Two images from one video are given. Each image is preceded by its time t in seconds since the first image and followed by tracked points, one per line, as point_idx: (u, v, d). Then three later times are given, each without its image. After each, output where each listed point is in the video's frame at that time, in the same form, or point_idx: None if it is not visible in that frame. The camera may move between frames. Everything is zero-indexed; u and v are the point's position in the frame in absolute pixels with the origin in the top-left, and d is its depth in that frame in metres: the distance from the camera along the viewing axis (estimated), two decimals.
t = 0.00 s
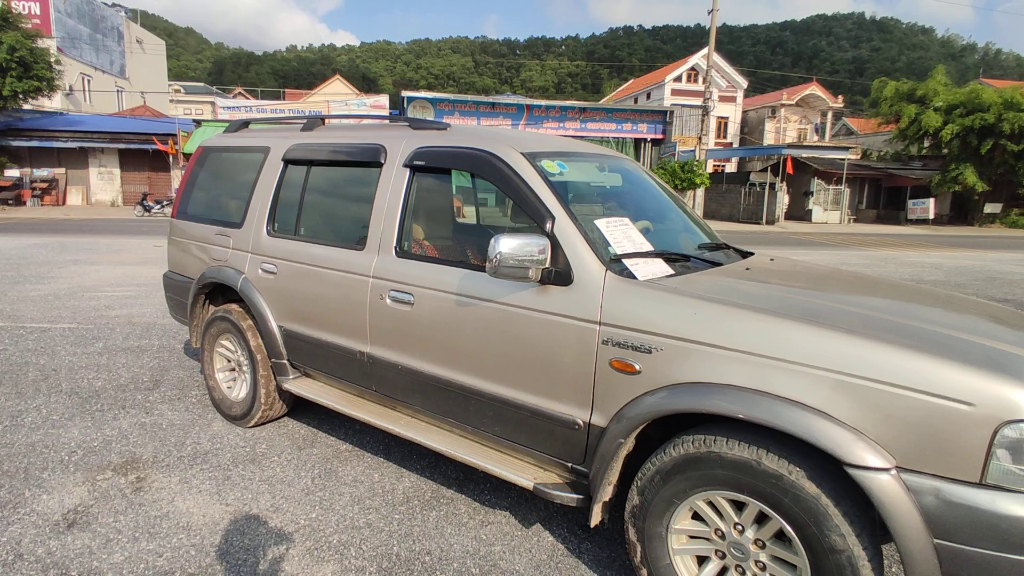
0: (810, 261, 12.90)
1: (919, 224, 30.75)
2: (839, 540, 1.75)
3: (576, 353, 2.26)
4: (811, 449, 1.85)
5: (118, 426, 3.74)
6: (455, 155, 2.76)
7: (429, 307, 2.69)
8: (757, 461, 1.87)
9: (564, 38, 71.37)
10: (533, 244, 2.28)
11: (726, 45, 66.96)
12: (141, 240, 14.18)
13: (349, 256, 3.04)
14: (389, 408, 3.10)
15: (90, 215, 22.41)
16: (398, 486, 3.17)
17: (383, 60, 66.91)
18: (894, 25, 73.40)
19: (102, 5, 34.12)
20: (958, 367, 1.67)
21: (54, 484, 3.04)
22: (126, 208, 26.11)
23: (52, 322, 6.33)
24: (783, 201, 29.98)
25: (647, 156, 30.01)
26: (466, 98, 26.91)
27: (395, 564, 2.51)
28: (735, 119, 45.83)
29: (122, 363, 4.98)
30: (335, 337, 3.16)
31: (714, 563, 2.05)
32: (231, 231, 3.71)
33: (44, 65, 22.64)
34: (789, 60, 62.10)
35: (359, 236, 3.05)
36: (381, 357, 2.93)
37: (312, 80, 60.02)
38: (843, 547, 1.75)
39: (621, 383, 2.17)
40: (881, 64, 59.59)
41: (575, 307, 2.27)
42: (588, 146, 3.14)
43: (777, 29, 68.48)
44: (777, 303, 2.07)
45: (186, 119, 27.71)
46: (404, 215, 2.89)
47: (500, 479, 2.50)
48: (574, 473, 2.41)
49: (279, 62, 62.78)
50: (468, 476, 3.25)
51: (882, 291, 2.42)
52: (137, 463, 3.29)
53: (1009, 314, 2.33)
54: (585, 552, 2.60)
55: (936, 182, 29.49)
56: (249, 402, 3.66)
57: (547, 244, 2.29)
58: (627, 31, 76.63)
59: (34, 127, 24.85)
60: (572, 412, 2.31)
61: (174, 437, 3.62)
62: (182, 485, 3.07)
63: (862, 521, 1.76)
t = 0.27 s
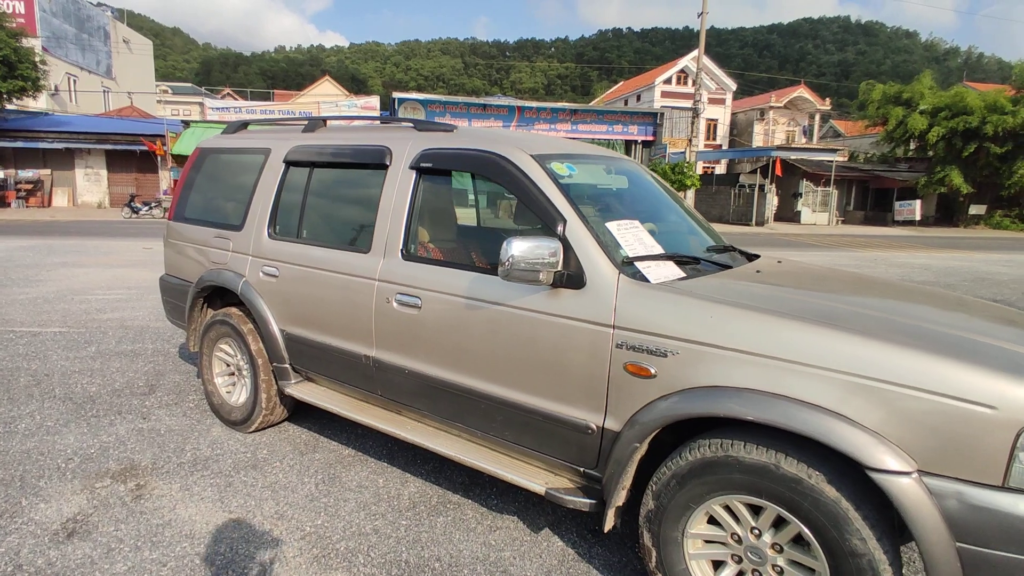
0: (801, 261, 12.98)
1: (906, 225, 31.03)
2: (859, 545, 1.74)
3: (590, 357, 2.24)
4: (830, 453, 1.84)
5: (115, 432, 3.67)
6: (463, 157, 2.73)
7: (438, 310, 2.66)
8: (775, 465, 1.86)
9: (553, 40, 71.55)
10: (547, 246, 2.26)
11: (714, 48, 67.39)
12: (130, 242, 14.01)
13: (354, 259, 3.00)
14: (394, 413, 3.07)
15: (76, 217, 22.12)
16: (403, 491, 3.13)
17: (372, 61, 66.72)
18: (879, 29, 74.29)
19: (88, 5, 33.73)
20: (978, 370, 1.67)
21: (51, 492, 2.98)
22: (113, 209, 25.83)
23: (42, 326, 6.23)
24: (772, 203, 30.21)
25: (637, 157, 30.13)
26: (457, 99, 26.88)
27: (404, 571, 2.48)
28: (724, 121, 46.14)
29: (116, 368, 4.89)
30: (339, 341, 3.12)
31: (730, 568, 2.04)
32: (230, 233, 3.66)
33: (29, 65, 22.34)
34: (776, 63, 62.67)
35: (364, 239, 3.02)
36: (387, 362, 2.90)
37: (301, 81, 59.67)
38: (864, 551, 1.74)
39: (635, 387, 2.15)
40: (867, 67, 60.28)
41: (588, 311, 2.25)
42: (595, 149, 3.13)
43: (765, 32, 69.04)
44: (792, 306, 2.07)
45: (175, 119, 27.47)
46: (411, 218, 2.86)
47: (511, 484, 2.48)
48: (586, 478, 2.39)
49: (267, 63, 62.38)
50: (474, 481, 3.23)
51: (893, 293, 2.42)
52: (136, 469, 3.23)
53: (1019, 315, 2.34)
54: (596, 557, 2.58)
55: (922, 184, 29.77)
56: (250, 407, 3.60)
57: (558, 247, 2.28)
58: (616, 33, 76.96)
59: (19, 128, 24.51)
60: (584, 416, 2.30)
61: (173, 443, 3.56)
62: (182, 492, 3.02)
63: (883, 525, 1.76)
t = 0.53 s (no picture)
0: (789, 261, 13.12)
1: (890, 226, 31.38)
2: (875, 539, 1.76)
3: (602, 356, 2.25)
4: (846, 448, 1.87)
5: (114, 435, 3.62)
6: (471, 157, 2.74)
7: (447, 310, 2.65)
8: (791, 461, 1.88)
9: (541, 41, 71.69)
10: (561, 247, 2.27)
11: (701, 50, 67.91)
12: (116, 244, 13.81)
13: (360, 260, 2.98)
14: (400, 413, 3.06)
15: (59, 219, 21.79)
16: (409, 492, 3.12)
17: (360, 62, 66.41)
18: (862, 32, 75.19)
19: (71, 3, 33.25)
20: (993, 365, 1.70)
21: (52, 496, 2.93)
22: (98, 211, 25.49)
23: (32, 329, 6.13)
24: (759, 204, 30.45)
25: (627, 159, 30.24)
26: (447, 100, 26.84)
27: (415, 571, 2.48)
28: (711, 122, 46.50)
29: (111, 370, 4.83)
30: (345, 342, 3.10)
31: (743, 563, 2.06)
32: (232, 233, 3.62)
33: (11, 64, 21.97)
34: (762, 65, 63.33)
35: (370, 239, 3.01)
36: (395, 362, 2.88)
37: (288, 81, 59.22)
38: (879, 545, 1.77)
39: (649, 385, 2.17)
40: (851, 69, 61.09)
41: (600, 310, 2.26)
42: (599, 149, 3.14)
43: (750, 35, 69.65)
44: (804, 305, 2.09)
45: (161, 119, 27.15)
46: (419, 218, 2.86)
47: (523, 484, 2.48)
48: (598, 476, 2.40)
49: (254, 63, 61.89)
50: (480, 481, 3.22)
51: (899, 292, 2.46)
52: (138, 473, 3.18)
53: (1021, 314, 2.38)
54: (606, 555, 2.59)
55: (906, 186, 30.18)
56: (252, 409, 3.57)
57: (570, 246, 2.28)
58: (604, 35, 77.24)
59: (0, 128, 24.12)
60: (596, 415, 2.31)
61: (173, 446, 3.52)
62: (186, 495, 2.99)
63: (897, 519, 1.78)
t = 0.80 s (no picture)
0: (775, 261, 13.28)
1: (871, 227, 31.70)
2: (884, 532, 1.83)
3: (615, 357, 2.30)
4: (855, 445, 1.93)
5: (115, 439, 3.60)
6: (479, 160, 2.76)
7: (457, 311, 2.68)
8: (803, 457, 1.94)
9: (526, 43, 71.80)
10: (573, 249, 2.31)
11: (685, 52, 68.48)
12: (100, 245, 13.61)
13: (369, 262, 3.00)
14: (408, 415, 3.08)
15: (39, 220, 21.40)
16: (416, 492, 3.14)
17: (344, 62, 66.04)
18: (842, 35, 76.33)
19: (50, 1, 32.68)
20: (997, 363, 1.77)
21: (57, 501, 2.91)
22: (79, 212, 25.11)
23: (21, 332, 6.04)
24: (744, 205, 30.80)
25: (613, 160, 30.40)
26: (434, 101, 26.81)
27: (428, 571, 2.50)
28: (696, 124, 46.92)
29: (107, 374, 4.78)
30: (352, 344, 3.11)
31: (755, 558, 2.11)
32: (234, 235, 3.61)
33: None
34: (744, 68, 64.07)
35: (378, 241, 3.02)
36: (404, 364, 2.91)
37: (272, 81, 58.70)
38: (889, 538, 1.83)
39: (661, 385, 2.21)
40: (831, 72, 61.98)
41: (612, 311, 2.31)
42: (604, 152, 3.19)
43: (733, 37, 70.39)
44: (812, 305, 2.15)
45: (143, 119, 26.80)
46: (427, 220, 2.88)
47: (535, 483, 2.51)
48: (609, 474, 2.45)
49: (237, 63, 61.31)
50: (486, 481, 3.26)
51: (899, 293, 2.53)
52: (142, 477, 3.17)
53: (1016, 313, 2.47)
54: (616, 552, 2.63)
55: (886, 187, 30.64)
56: (256, 411, 3.56)
57: (582, 248, 2.32)
58: (588, 37, 77.60)
59: None
60: (609, 414, 2.35)
61: (176, 450, 3.50)
62: (193, 498, 2.99)
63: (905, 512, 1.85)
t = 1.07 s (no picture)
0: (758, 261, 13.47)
1: (850, 226, 32.31)
2: (890, 521, 1.90)
3: (626, 355, 2.35)
4: (861, 437, 1.99)
5: (114, 442, 3.57)
6: (487, 162, 2.80)
7: (466, 311, 2.71)
8: (811, 450, 2.00)
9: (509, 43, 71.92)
10: (584, 249, 2.36)
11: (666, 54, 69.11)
12: (81, 247, 13.38)
13: (375, 263, 3.01)
14: (414, 414, 3.10)
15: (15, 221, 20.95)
16: (422, 491, 3.16)
17: (326, 61, 65.57)
18: (819, 38, 77.55)
19: None
20: (996, 358, 1.85)
21: (60, 505, 2.89)
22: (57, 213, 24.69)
23: (8, 335, 5.93)
24: (726, 205, 31.18)
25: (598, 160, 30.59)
26: (419, 102, 26.75)
27: (441, 568, 2.53)
28: (678, 125, 47.38)
29: (100, 377, 4.72)
30: (358, 344, 3.13)
31: (762, 549, 2.17)
32: (235, 237, 3.60)
33: None
34: (724, 70, 64.87)
35: (385, 242, 3.04)
36: (411, 363, 2.93)
37: (252, 80, 58.07)
38: (894, 527, 1.90)
39: (671, 382, 2.26)
40: (809, 75, 63.00)
41: (622, 310, 2.36)
42: (607, 153, 3.24)
43: (713, 39, 71.15)
44: (817, 304, 2.22)
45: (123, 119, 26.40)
46: (434, 221, 2.91)
47: (544, 479, 2.55)
48: (618, 470, 2.50)
49: (217, 62, 60.57)
50: (490, 479, 3.29)
51: (896, 290, 2.62)
52: (146, 480, 3.15)
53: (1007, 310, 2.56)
54: (623, 546, 2.69)
55: (865, 188, 31.26)
56: (258, 413, 3.55)
57: (592, 248, 2.37)
58: (571, 38, 77.92)
59: None
60: (618, 411, 2.40)
61: (178, 452, 3.49)
62: (199, 500, 2.98)
63: (909, 502, 1.92)
